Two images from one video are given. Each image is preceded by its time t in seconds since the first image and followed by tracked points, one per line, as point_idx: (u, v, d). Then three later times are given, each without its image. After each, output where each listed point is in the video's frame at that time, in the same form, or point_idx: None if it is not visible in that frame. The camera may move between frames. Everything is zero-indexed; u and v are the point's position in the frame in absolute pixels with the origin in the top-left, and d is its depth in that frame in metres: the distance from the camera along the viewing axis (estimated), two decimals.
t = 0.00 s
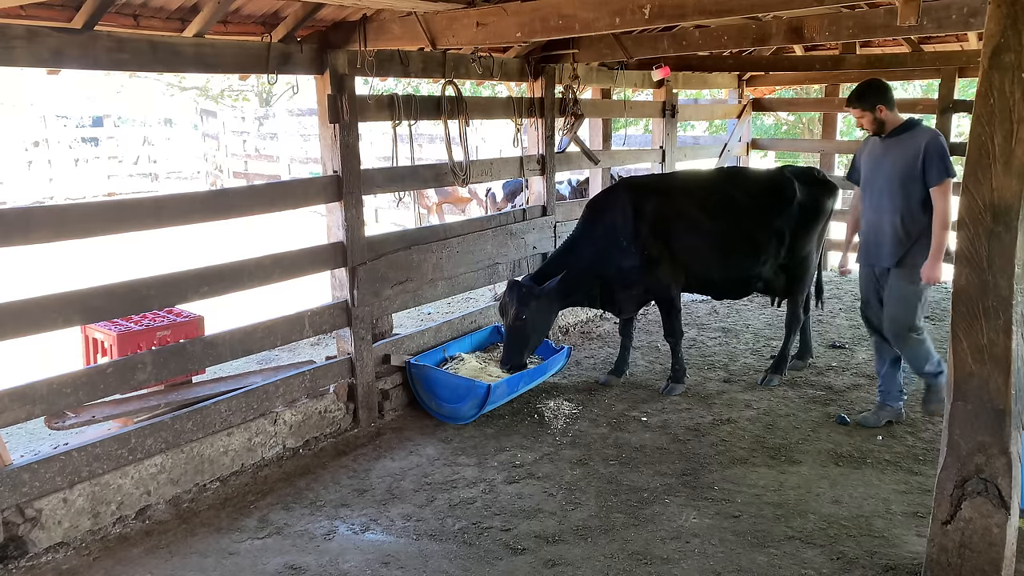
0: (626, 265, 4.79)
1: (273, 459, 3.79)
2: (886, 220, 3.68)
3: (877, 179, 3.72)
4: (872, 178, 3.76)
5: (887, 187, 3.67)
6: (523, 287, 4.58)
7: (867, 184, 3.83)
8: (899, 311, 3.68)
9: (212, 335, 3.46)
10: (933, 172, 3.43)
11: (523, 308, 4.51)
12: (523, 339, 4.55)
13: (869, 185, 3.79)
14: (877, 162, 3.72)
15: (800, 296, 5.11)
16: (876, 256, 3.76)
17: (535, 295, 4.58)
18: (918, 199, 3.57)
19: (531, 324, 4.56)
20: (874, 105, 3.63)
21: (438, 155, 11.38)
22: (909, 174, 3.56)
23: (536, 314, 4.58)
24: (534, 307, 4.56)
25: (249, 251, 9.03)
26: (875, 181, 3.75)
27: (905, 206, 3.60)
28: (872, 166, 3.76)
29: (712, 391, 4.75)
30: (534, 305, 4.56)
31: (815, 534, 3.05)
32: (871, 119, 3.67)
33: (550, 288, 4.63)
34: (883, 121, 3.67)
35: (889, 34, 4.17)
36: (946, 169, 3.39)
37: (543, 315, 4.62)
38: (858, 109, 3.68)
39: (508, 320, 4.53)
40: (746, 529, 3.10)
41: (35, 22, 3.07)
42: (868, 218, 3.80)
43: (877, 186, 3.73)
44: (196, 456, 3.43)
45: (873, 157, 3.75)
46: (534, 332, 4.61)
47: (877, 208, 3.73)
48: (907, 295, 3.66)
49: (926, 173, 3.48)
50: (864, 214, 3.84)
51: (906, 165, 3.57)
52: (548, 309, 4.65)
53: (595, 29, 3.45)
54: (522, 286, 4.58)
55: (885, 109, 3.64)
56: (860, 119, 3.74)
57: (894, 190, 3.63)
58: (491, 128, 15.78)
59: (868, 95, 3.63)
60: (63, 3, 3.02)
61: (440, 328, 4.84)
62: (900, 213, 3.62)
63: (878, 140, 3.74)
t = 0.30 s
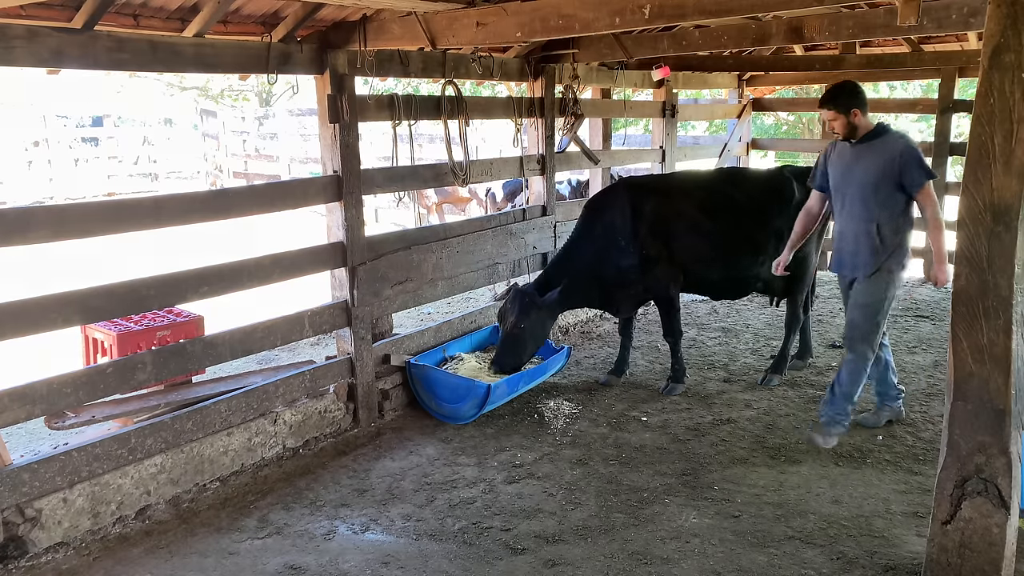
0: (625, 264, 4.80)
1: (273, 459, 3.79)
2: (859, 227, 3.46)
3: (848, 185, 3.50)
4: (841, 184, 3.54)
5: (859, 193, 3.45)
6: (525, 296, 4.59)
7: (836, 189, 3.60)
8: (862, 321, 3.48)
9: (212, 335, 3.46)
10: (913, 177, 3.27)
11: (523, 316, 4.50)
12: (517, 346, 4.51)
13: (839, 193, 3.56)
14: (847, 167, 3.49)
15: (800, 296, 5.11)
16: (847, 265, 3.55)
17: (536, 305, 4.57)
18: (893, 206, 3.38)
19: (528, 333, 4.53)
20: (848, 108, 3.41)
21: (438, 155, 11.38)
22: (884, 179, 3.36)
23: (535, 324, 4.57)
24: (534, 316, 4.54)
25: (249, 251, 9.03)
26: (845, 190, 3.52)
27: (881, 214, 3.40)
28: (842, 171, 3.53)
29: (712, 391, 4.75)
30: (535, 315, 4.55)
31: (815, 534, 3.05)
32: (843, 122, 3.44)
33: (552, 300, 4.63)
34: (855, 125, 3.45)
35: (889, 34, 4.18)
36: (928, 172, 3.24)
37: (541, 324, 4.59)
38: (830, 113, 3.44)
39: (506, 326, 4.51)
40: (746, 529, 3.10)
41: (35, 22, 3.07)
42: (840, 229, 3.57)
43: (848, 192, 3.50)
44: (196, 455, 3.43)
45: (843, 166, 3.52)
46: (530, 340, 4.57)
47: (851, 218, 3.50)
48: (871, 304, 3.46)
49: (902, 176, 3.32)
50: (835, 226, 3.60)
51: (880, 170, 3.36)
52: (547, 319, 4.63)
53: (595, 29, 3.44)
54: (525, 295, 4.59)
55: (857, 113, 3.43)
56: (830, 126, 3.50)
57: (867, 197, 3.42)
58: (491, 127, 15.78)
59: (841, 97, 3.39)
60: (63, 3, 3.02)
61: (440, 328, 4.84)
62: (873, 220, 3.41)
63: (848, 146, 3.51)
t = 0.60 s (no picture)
0: (624, 264, 4.78)
1: (273, 459, 3.79)
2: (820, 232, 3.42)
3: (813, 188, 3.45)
4: (807, 186, 3.49)
5: (822, 199, 3.40)
6: (520, 277, 4.50)
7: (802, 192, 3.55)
8: (832, 330, 3.49)
9: (212, 335, 3.46)
10: (875, 186, 3.20)
11: (517, 298, 4.44)
12: (510, 332, 4.47)
13: (805, 196, 3.51)
14: (814, 169, 3.44)
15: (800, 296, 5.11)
16: (808, 270, 3.52)
17: (531, 287, 4.49)
18: (855, 214, 3.33)
19: (522, 316, 4.47)
20: (819, 107, 3.29)
21: (438, 155, 11.38)
22: (847, 186, 3.29)
23: (530, 306, 4.50)
24: (529, 298, 4.48)
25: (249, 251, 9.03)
26: (811, 192, 3.47)
27: (842, 221, 3.35)
28: (809, 173, 3.47)
29: (712, 391, 4.75)
30: (530, 297, 4.48)
31: (815, 534, 3.05)
32: (814, 121, 3.33)
33: (547, 281, 4.54)
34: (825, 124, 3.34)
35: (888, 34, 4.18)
36: (890, 183, 3.16)
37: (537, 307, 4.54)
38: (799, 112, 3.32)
39: (501, 308, 4.45)
40: (746, 529, 3.10)
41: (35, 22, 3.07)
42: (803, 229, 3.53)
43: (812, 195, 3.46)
44: (196, 455, 3.43)
45: (810, 167, 3.45)
46: (523, 325, 4.53)
47: (813, 221, 3.46)
48: (839, 312, 3.44)
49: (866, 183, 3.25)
50: (799, 226, 3.56)
51: (843, 177, 3.30)
52: (542, 302, 4.57)
53: (595, 29, 3.44)
54: (521, 276, 4.51)
55: (828, 112, 3.31)
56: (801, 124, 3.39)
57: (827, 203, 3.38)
58: (492, 127, 15.78)
59: (813, 94, 3.26)
60: (63, 3, 3.02)
61: (440, 328, 4.84)
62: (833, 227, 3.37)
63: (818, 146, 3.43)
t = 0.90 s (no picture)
0: (625, 264, 4.77)
1: (273, 459, 3.79)
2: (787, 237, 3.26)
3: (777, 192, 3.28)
4: (771, 190, 3.32)
5: (787, 202, 3.23)
6: (518, 268, 4.55)
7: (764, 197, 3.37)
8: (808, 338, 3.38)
9: (212, 335, 3.46)
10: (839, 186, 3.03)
11: (517, 288, 4.48)
12: (513, 322, 4.52)
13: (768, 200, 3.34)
14: (778, 172, 3.28)
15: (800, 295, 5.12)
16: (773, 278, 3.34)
17: (530, 277, 4.52)
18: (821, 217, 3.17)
19: (523, 306, 4.50)
20: (778, 108, 3.16)
21: (438, 155, 11.39)
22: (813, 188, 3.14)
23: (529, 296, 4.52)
24: (530, 287, 4.51)
25: (249, 251, 9.04)
26: (773, 198, 3.31)
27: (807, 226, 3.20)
28: (772, 177, 3.31)
29: (712, 392, 4.75)
30: (530, 286, 4.51)
31: (815, 534, 3.05)
32: (773, 125, 3.20)
33: (545, 271, 4.56)
34: (786, 127, 3.20)
35: (888, 34, 4.18)
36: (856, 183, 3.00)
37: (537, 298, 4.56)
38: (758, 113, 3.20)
39: (501, 300, 4.49)
40: (746, 529, 3.10)
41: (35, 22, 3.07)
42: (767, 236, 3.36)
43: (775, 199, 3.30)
44: (196, 455, 3.44)
45: (775, 170, 3.29)
46: (526, 315, 4.57)
47: (777, 227, 3.29)
48: (813, 321, 3.32)
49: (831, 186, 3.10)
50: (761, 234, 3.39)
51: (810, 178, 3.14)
52: (543, 293, 4.59)
53: (595, 29, 3.44)
54: (519, 267, 4.55)
55: (789, 115, 3.17)
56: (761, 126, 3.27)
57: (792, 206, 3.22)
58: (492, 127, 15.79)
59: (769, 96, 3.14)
60: (63, 3, 3.02)
61: (440, 328, 4.84)
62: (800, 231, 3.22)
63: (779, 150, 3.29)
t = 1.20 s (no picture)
0: (625, 265, 4.79)
1: (273, 459, 3.79)
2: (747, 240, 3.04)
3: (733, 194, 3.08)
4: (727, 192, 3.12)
5: (745, 205, 3.03)
6: (518, 259, 4.49)
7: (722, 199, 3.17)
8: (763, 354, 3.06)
9: (212, 335, 3.46)
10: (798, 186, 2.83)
11: (516, 280, 4.44)
12: (510, 314, 4.50)
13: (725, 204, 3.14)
14: (733, 172, 3.07)
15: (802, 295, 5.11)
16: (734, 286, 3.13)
17: (530, 270, 4.49)
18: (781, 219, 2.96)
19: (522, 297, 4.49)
20: (727, 109, 2.97)
21: (438, 156, 11.39)
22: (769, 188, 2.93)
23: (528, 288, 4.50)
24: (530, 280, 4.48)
25: (249, 251, 9.04)
26: (730, 202, 3.11)
27: (766, 229, 2.99)
28: (727, 178, 3.10)
29: (713, 392, 4.74)
30: (530, 278, 4.48)
31: (815, 534, 3.05)
32: (723, 125, 3.01)
33: (544, 264, 4.56)
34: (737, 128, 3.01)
35: (889, 34, 4.18)
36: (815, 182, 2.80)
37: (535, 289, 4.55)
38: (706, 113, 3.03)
39: (501, 292, 4.46)
40: (746, 529, 3.10)
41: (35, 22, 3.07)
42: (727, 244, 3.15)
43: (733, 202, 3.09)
44: (196, 455, 3.44)
45: (730, 171, 3.08)
46: (524, 307, 4.55)
47: (737, 232, 3.08)
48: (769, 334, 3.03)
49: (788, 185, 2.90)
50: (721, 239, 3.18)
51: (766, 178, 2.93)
52: (542, 285, 4.59)
53: (595, 29, 3.44)
54: (519, 259, 4.49)
55: (739, 115, 2.99)
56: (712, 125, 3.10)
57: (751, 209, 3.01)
58: (492, 127, 15.80)
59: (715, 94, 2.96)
60: (63, 3, 3.02)
61: (440, 328, 4.84)
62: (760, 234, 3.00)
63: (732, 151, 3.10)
